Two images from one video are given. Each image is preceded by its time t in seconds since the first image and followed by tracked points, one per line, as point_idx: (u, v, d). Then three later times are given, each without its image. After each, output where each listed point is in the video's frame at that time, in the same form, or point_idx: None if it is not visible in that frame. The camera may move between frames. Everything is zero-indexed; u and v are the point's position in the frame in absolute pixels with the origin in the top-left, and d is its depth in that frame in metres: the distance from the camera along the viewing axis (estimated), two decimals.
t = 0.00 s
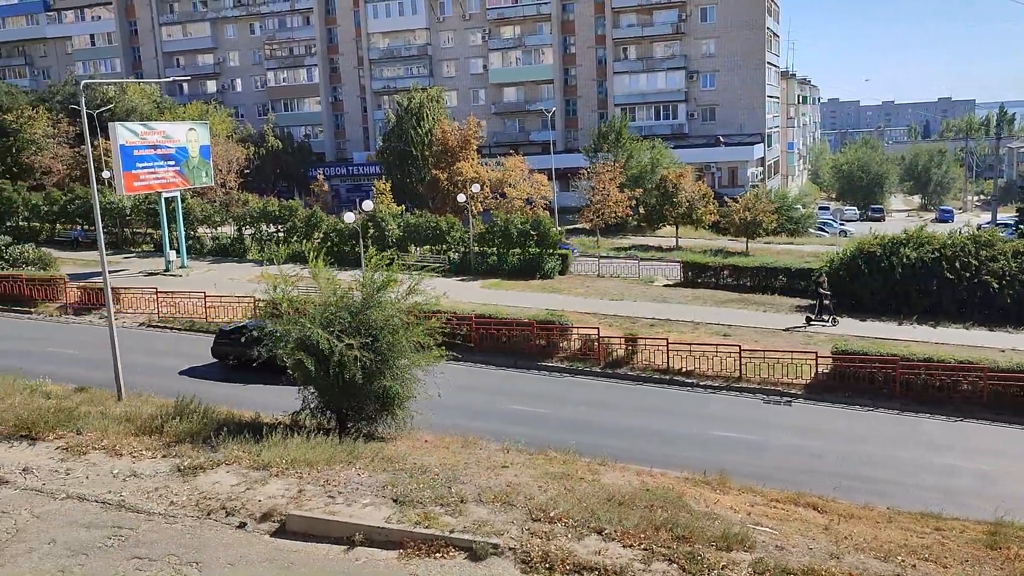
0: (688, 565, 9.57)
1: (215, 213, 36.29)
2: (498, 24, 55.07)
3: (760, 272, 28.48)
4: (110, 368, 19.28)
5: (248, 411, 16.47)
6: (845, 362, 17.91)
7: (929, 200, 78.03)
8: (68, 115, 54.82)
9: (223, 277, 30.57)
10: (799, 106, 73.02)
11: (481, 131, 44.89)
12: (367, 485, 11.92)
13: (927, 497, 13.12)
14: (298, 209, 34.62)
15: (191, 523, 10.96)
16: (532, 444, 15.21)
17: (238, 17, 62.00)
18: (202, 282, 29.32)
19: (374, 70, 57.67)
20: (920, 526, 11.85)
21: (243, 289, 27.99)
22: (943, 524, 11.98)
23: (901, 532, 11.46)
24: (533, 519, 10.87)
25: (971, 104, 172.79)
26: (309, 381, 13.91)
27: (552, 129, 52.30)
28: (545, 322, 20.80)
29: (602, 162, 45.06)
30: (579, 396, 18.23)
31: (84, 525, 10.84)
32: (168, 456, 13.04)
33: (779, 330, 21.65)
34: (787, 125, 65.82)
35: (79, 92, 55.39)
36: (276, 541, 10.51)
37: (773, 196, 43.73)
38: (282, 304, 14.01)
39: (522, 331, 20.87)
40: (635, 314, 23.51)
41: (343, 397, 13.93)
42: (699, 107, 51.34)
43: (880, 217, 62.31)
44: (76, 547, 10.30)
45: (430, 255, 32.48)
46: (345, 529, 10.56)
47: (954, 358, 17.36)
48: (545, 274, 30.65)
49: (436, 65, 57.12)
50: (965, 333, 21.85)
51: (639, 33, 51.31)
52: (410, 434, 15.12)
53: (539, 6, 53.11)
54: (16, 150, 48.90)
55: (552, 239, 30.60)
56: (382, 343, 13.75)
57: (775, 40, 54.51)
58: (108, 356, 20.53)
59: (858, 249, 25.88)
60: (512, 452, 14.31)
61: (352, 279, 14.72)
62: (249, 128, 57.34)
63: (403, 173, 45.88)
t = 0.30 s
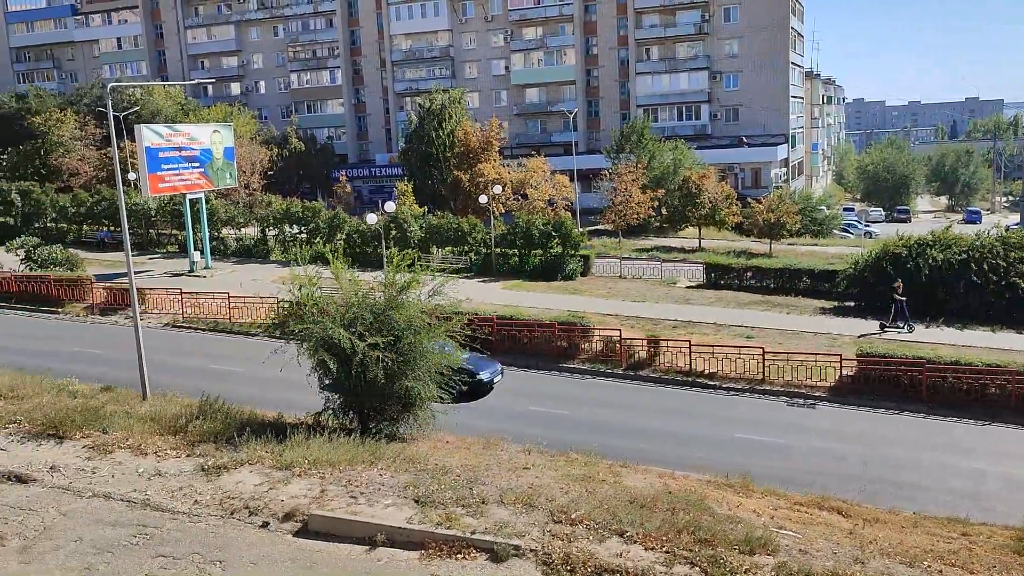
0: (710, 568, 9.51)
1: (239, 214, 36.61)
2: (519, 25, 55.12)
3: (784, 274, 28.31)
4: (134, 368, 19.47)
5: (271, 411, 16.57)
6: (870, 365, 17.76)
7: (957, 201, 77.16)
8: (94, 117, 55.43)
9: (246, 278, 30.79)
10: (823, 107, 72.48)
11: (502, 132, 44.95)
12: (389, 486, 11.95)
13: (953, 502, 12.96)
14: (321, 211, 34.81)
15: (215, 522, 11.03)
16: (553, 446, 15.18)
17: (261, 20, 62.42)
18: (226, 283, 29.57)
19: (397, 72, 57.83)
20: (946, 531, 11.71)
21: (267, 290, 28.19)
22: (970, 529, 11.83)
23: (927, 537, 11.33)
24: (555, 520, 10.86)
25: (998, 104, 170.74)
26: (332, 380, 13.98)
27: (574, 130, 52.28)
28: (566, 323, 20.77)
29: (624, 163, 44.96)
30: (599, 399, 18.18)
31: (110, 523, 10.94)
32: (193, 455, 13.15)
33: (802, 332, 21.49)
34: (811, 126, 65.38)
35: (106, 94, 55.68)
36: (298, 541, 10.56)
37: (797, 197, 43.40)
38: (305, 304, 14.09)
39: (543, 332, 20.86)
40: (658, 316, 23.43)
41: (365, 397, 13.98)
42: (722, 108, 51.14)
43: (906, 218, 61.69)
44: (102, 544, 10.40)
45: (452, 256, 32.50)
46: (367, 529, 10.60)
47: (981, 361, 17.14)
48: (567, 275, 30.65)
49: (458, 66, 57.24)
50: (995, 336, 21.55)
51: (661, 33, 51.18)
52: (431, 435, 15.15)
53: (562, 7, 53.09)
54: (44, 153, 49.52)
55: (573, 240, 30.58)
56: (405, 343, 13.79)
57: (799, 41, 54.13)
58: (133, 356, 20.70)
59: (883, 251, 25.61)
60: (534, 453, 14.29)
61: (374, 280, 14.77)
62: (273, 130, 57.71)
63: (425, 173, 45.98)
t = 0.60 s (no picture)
0: (733, 572, 9.44)
1: (262, 216, 36.89)
2: (542, 27, 55.15)
3: (808, 275, 28.13)
4: (158, 368, 19.65)
5: (293, 411, 16.66)
6: (895, 368, 17.60)
7: (985, 202, 76.27)
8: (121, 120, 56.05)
9: (270, 279, 31.00)
10: (848, 107, 71.92)
11: (525, 133, 44.99)
12: (410, 486, 11.98)
13: (979, 507, 12.79)
14: (344, 212, 34.99)
15: (238, 521, 11.10)
16: (575, 448, 15.14)
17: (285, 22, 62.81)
18: (249, 284, 29.78)
19: (419, 74, 57.97)
20: (973, 536, 11.56)
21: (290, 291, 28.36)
22: (997, 534, 11.68)
23: (953, 543, 11.20)
24: (576, 522, 10.82)
25: None
26: (353, 380, 14.04)
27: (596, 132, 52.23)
28: (588, 325, 20.73)
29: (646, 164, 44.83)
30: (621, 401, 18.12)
31: (135, 521, 11.05)
32: (216, 454, 13.24)
33: (826, 334, 21.33)
34: (836, 127, 64.91)
35: (133, 96, 56.28)
36: (320, 541, 10.60)
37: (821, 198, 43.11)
38: (328, 304, 14.18)
39: (565, 333, 20.81)
40: (681, 318, 23.33)
41: (387, 398, 14.02)
42: (745, 109, 50.93)
43: (932, 219, 61.10)
44: (128, 542, 10.50)
45: (474, 257, 32.51)
46: (388, 529, 10.63)
47: (1008, 364, 16.93)
48: (589, 276, 30.63)
49: (480, 68, 57.34)
50: None
51: (684, 35, 51.05)
52: (453, 435, 15.15)
53: (584, 8, 53.03)
54: (72, 155, 50.14)
55: (596, 241, 30.54)
56: (427, 343, 13.84)
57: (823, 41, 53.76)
58: (158, 356, 20.89)
59: (909, 252, 25.32)
60: (555, 455, 14.27)
61: (397, 281, 14.82)
62: (296, 132, 58.06)
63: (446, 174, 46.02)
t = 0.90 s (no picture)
0: None
1: (286, 217, 37.15)
2: (565, 28, 55.15)
3: (832, 277, 27.97)
4: (183, 368, 19.82)
5: (316, 411, 16.75)
6: (921, 371, 17.42)
7: (1013, 203, 75.32)
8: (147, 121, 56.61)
9: (294, 279, 31.19)
10: (874, 107, 71.29)
11: (547, 134, 44.99)
12: (432, 487, 12.00)
13: (1007, 512, 12.62)
14: (367, 213, 35.16)
15: (261, 520, 11.17)
16: (597, 450, 15.11)
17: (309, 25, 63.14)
18: (272, 284, 30.01)
19: (442, 75, 58.11)
20: (1000, 542, 11.40)
21: (313, 291, 28.52)
22: None
23: (981, 548, 11.04)
24: (598, 524, 10.79)
25: None
26: (375, 381, 14.09)
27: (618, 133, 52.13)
28: (610, 326, 20.67)
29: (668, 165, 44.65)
30: (644, 403, 18.04)
31: (160, 520, 11.15)
32: (240, 454, 13.33)
33: (851, 337, 21.14)
34: (861, 128, 64.34)
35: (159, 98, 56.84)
36: (342, 541, 10.64)
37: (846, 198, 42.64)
38: (351, 305, 14.23)
39: (587, 335, 20.76)
40: (705, 320, 23.20)
41: (408, 398, 14.05)
42: (769, 110, 50.64)
43: (960, 220, 60.48)
44: (152, 540, 10.60)
45: (496, 258, 32.46)
46: (409, 530, 10.65)
47: None
48: (610, 277, 30.58)
49: (503, 69, 57.43)
50: None
51: (708, 35, 50.84)
52: (474, 436, 15.16)
53: (607, 9, 53.10)
54: (99, 157, 50.74)
55: (618, 243, 30.53)
56: (448, 344, 13.86)
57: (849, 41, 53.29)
58: (182, 356, 21.07)
59: (936, 254, 25.03)
60: (577, 457, 14.24)
61: (418, 281, 14.84)
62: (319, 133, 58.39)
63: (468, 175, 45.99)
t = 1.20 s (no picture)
0: None
1: (308, 218, 37.38)
2: (587, 29, 55.08)
3: (856, 279, 27.78)
4: (206, 368, 19.98)
5: (337, 411, 16.84)
6: (947, 375, 17.23)
7: None
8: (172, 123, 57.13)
9: (316, 280, 31.38)
10: (899, 108, 70.64)
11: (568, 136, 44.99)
12: (452, 487, 12.03)
13: None
14: (388, 214, 35.26)
15: (284, 519, 11.25)
16: (617, 451, 15.08)
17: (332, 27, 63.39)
18: (294, 285, 30.21)
19: (464, 77, 58.17)
20: None
21: (335, 292, 28.69)
22: None
23: (1008, 554, 10.90)
24: (619, 527, 10.75)
25: None
26: (396, 382, 14.13)
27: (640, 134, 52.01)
28: (632, 328, 20.61)
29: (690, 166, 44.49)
30: (665, 405, 17.98)
31: (184, 518, 11.25)
32: (261, 453, 13.42)
33: (875, 339, 20.96)
34: (886, 129, 63.77)
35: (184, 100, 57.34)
36: (364, 540, 10.69)
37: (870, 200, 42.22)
38: (373, 306, 14.29)
39: (608, 337, 20.71)
40: (727, 322, 23.06)
41: (429, 399, 14.08)
42: (792, 111, 50.32)
43: (987, 222, 59.87)
44: (176, 538, 10.69)
45: (517, 259, 32.47)
46: (430, 530, 10.67)
47: None
48: (632, 279, 30.51)
49: (525, 70, 57.46)
50: None
51: (731, 36, 50.58)
52: (495, 437, 15.17)
53: (629, 10, 53.00)
54: (125, 159, 51.28)
55: (639, 244, 30.47)
56: (469, 345, 13.88)
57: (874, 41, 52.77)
58: (205, 356, 21.25)
59: (962, 256, 24.73)
60: (597, 458, 14.22)
61: (439, 282, 14.86)
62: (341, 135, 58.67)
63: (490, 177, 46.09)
